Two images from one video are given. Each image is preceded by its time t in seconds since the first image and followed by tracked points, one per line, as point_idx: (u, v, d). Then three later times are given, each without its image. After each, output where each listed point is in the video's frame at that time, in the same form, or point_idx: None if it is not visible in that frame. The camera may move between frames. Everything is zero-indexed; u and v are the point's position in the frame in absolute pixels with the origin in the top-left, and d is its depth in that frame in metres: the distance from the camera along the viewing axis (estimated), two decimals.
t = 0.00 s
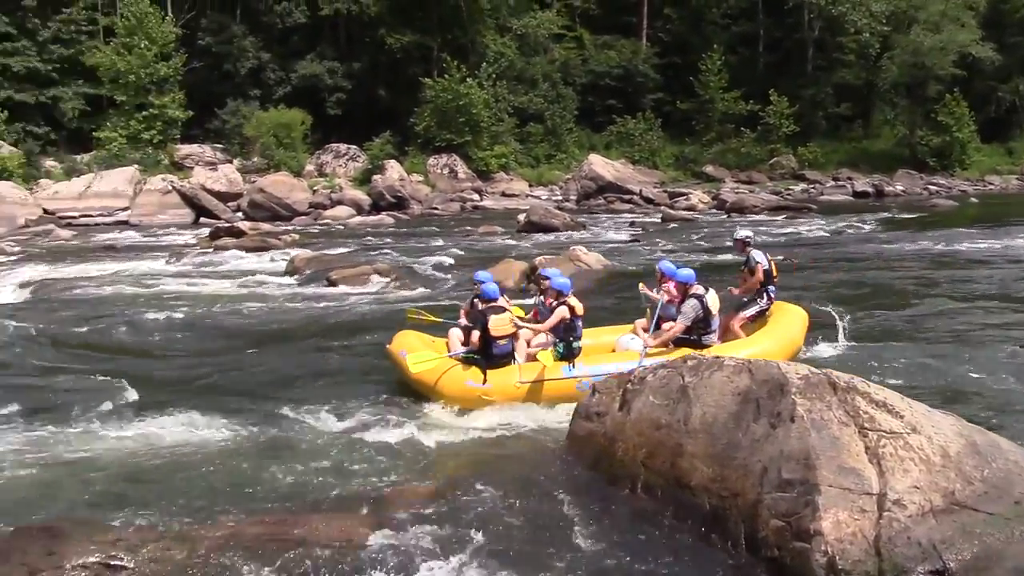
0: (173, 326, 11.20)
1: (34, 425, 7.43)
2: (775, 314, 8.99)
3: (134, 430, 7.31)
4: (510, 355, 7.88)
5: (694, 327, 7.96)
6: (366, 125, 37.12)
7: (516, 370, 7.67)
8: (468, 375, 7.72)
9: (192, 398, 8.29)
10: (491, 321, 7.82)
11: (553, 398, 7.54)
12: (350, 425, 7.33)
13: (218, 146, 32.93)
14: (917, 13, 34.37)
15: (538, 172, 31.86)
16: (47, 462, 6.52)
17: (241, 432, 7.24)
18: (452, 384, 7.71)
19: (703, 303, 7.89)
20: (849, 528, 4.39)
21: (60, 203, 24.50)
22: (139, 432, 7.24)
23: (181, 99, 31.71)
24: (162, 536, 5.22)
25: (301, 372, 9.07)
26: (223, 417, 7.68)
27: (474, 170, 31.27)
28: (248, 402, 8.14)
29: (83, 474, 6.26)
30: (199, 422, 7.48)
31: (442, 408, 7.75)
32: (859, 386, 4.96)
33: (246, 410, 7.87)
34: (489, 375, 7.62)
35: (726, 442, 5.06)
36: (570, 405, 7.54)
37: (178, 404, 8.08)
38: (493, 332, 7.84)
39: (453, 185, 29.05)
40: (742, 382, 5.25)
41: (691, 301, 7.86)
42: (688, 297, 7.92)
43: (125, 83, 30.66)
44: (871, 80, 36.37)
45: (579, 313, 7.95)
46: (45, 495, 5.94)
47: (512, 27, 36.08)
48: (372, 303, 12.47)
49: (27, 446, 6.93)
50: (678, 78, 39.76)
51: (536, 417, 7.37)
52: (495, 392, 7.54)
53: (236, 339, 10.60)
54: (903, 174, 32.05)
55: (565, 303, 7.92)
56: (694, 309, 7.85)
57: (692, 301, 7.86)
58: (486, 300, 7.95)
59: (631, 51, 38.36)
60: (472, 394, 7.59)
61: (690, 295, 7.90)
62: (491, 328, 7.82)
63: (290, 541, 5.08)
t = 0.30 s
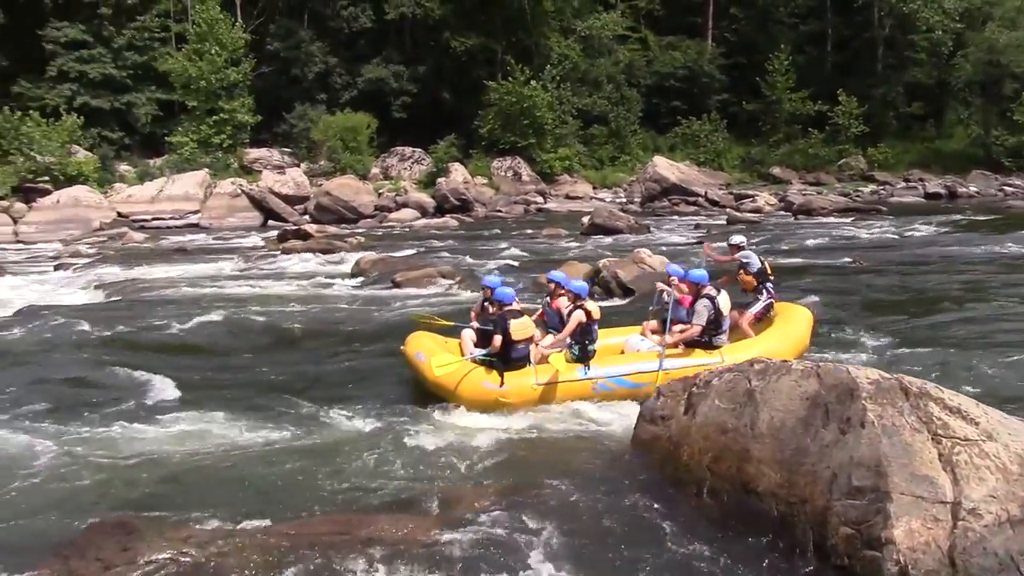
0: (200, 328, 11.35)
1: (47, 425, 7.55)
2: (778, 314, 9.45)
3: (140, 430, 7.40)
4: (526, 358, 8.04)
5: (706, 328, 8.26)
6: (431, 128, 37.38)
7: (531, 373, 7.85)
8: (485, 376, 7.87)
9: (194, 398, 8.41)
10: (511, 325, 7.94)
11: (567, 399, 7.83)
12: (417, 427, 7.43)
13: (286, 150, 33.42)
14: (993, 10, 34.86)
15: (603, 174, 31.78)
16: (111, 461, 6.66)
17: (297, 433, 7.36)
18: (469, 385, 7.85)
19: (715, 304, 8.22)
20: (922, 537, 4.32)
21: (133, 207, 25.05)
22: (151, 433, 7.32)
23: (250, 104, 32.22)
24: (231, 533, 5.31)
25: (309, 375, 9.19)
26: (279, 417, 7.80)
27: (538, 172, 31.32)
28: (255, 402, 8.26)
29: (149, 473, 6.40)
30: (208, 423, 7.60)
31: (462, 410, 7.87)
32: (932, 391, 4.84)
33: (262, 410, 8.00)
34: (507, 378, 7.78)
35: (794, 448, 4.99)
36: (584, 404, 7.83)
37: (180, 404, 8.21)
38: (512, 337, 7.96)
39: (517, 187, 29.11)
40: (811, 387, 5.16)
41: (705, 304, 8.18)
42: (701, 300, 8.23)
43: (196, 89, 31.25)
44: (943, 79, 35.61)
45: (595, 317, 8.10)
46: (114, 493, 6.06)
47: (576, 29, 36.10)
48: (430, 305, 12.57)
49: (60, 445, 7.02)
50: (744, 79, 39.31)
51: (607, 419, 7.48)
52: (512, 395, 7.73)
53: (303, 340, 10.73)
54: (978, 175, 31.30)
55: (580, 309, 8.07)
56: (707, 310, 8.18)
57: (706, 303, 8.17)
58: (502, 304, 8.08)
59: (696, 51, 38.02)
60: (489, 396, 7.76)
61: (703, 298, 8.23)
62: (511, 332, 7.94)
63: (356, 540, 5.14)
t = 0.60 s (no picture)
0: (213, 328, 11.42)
1: (54, 426, 7.60)
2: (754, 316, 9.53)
3: (147, 430, 7.48)
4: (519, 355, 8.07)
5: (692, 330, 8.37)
6: (472, 129, 37.45)
7: (523, 370, 7.96)
8: (477, 374, 7.99)
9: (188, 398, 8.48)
10: (503, 320, 8.01)
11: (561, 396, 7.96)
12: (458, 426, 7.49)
13: (327, 151, 33.66)
14: None
15: (644, 174, 31.66)
16: (145, 461, 6.73)
17: (329, 431, 7.42)
18: (464, 383, 7.97)
19: (703, 306, 8.32)
20: (972, 543, 4.25)
21: (177, 207, 25.36)
22: (161, 433, 7.38)
23: (293, 105, 32.46)
24: (273, 531, 5.36)
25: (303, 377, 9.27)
26: (318, 416, 7.89)
27: (579, 173, 31.32)
28: (249, 402, 8.32)
29: (188, 472, 6.46)
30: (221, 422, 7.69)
31: (456, 408, 7.98)
32: (982, 394, 4.72)
33: (275, 411, 8.06)
34: (501, 375, 7.91)
35: (841, 451, 4.93)
36: (579, 402, 7.96)
37: (174, 404, 8.29)
38: (502, 331, 8.05)
39: (558, 188, 29.09)
40: (857, 390, 5.06)
41: (693, 305, 8.31)
42: (687, 302, 8.37)
43: (239, 90, 31.57)
44: (992, 78, 35.04)
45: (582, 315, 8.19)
46: (154, 492, 6.13)
47: (618, 29, 36.07)
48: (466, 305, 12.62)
49: (82, 445, 7.10)
50: (787, 79, 38.90)
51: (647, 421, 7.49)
52: (506, 393, 7.86)
53: (342, 341, 10.78)
54: None
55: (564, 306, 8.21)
56: (695, 312, 8.30)
57: (693, 305, 8.31)
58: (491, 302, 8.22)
59: (739, 51, 37.69)
60: (483, 393, 7.88)
61: (690, 300, 8.33)
62: (502, 326, 8.01)
63: (397, 540, 5.16)
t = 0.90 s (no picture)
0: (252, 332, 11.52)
1: (80, 429, 7.66)
2: (742, 320, 9.79)
3: (177, 433, 7.55)
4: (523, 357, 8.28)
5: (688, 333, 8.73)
6: (523, 134, 37.49)
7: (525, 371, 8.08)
8: (482, 374, 8.04)
9: (206, 400, 8.60)
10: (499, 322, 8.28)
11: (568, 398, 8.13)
12: (511, 430, 7.49)
13: (380, 155, 33.92)
14: None
15: (696, 178, 31.46)
16: (189, 463, 6.79)
17: (372, 434, 7.47)
18: (471, 385, 7.99)
19: (695, 308, 8.67)
20: None
21: (232, 212, 25.74)
22: (192, 436, 7.45)
23: (346, 111, 32.73)
24: (326, 532, 5.38)
25: (322, 380, 9.34)
26: (352, 417, 7.94)
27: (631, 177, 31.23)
28: (266, 406, 8.35)
29: (238, 476, 6.52)
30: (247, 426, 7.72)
31: (465, 409, 8.02)
32: None
33: (302, 414, 8.11)
34: (511, 377, 8.01)
35: (899, 459, 4.85)
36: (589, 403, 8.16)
37: (188, 407, 8.36)
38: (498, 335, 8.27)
39: (609, 193, 29.01)
40: (916, 398, 4.97)
41: (684, 309, 8.63)
42: (677, 307, 8.67)
43: (293, 96, 31.95)
44: None
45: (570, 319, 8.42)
46: (206, 495, 6.20)
47: (670, 33, 35.97)
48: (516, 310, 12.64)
49: (115, 447, 7.19)
50: (842, 81, 38.38)
51: (702, 426, 7.44)
52: (517, 395, 7.96)
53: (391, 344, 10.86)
54: None
55: (553, 310, 8.42)
56: (688, 315, 8.66)
57: (685, 310, 8.63)
58: (483, 308, 8.36)
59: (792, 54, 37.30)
60: (493, 395, 7.96)
61: (681, 305, 8.65)
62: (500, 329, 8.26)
63: (450, 543, 5.17)
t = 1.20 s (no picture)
0: (307, 335, 11.66)
1: (112, 430, 7.80)
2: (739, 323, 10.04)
3: (209, 435, 7.66)
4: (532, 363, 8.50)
5: (686, 330, 9.33)
6: (582, 138, 37.42)
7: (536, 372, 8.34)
8: (495, 379, 8.17)
9: (228, 399, 8.76)
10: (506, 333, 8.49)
11: (582, 399, 8.31)
12: (571, 435, 7.48)
13: (439, 160, 34.12)
14: None
15: (757, 183, 31.14)
16: (242, 467, 6.86)
17: (422, 437, 7.53)
18: (485, 390, 8.12)
19: (687, 305, 9.37)
20: None
21: (294, 216, 26.08)
22: (221, 439, 7.55)
23: (405, 115, 32.93)
24: (386, 536, 5.40)
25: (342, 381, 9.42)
26: (389, 421, 8.02)
27: (690, 182, 31.04)
28: (285, 409, 8.44)
29: (295, 478, 6.59)
30: (273, 429, 7.81)
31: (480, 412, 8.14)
32: None
33: (327, 417, 8.20)
34: (524, 382, 8.15)
35: (967, 470, 4.77)
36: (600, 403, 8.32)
37: (211, 408, 8.46)
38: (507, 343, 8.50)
39: (668, 197, 28.83)
40: (986, 407, 4.96)
41: (678, 305, 9.33)
42: (671, 305, 9.39)
43: (354, 101, 32.28)
44: None
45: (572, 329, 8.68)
46: (259, 498, 6.25)
47: (730, 36, 35.70)
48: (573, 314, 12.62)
49: (149, 449, 7.30)
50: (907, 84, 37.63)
51: (753, 431, 7.40)
52: (532, 398, 8.13)
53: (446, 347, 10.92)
54: None
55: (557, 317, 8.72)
56: (682, 309, 9.32)
57: (679, 305, 9.33)
58: (490, 319, 8.54)
59: (856, 56, 36.69)
60: (508, 399, 8.10)
61: (675, 302, 9.37)
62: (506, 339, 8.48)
63: (510, 546, 5.16)
